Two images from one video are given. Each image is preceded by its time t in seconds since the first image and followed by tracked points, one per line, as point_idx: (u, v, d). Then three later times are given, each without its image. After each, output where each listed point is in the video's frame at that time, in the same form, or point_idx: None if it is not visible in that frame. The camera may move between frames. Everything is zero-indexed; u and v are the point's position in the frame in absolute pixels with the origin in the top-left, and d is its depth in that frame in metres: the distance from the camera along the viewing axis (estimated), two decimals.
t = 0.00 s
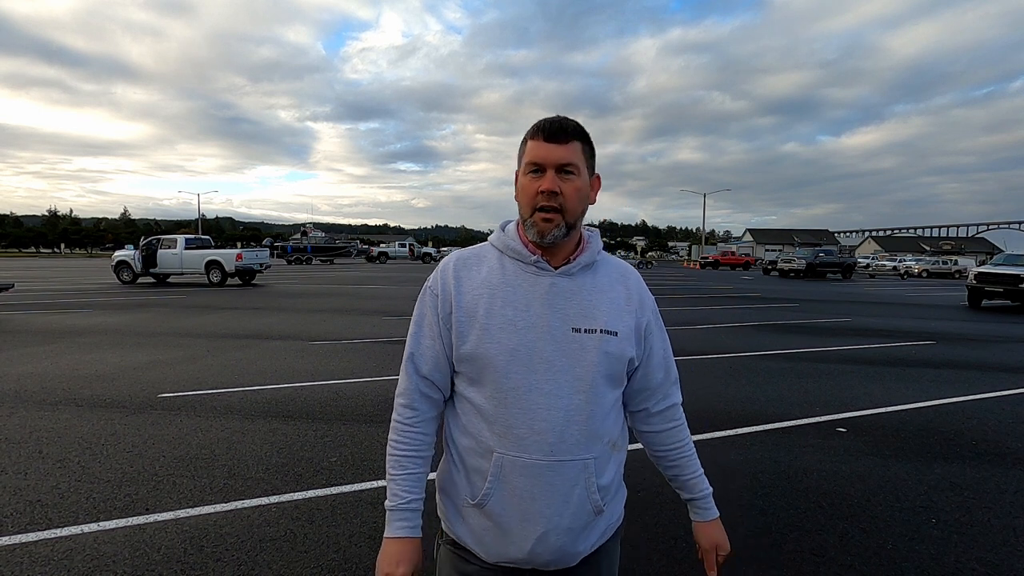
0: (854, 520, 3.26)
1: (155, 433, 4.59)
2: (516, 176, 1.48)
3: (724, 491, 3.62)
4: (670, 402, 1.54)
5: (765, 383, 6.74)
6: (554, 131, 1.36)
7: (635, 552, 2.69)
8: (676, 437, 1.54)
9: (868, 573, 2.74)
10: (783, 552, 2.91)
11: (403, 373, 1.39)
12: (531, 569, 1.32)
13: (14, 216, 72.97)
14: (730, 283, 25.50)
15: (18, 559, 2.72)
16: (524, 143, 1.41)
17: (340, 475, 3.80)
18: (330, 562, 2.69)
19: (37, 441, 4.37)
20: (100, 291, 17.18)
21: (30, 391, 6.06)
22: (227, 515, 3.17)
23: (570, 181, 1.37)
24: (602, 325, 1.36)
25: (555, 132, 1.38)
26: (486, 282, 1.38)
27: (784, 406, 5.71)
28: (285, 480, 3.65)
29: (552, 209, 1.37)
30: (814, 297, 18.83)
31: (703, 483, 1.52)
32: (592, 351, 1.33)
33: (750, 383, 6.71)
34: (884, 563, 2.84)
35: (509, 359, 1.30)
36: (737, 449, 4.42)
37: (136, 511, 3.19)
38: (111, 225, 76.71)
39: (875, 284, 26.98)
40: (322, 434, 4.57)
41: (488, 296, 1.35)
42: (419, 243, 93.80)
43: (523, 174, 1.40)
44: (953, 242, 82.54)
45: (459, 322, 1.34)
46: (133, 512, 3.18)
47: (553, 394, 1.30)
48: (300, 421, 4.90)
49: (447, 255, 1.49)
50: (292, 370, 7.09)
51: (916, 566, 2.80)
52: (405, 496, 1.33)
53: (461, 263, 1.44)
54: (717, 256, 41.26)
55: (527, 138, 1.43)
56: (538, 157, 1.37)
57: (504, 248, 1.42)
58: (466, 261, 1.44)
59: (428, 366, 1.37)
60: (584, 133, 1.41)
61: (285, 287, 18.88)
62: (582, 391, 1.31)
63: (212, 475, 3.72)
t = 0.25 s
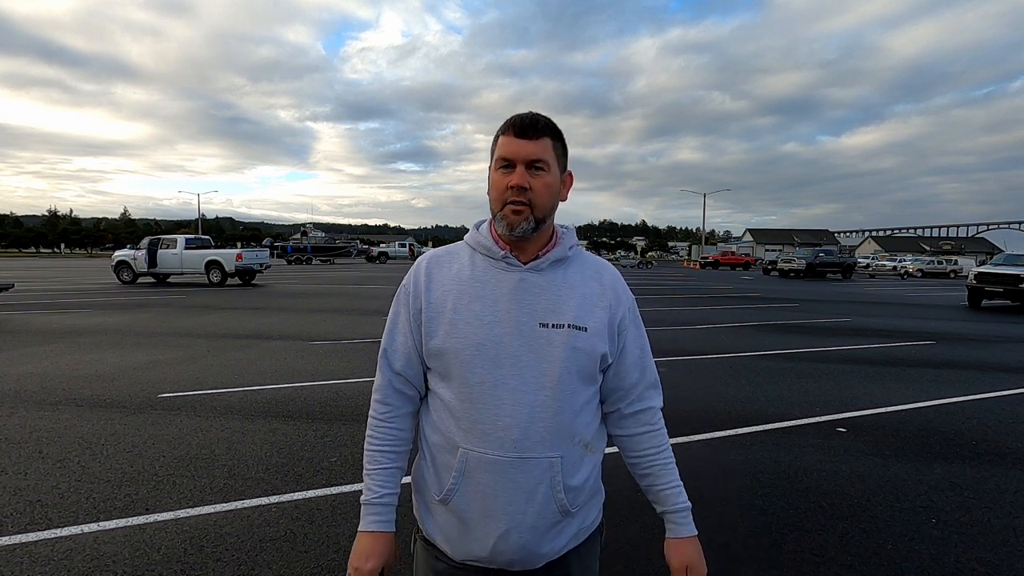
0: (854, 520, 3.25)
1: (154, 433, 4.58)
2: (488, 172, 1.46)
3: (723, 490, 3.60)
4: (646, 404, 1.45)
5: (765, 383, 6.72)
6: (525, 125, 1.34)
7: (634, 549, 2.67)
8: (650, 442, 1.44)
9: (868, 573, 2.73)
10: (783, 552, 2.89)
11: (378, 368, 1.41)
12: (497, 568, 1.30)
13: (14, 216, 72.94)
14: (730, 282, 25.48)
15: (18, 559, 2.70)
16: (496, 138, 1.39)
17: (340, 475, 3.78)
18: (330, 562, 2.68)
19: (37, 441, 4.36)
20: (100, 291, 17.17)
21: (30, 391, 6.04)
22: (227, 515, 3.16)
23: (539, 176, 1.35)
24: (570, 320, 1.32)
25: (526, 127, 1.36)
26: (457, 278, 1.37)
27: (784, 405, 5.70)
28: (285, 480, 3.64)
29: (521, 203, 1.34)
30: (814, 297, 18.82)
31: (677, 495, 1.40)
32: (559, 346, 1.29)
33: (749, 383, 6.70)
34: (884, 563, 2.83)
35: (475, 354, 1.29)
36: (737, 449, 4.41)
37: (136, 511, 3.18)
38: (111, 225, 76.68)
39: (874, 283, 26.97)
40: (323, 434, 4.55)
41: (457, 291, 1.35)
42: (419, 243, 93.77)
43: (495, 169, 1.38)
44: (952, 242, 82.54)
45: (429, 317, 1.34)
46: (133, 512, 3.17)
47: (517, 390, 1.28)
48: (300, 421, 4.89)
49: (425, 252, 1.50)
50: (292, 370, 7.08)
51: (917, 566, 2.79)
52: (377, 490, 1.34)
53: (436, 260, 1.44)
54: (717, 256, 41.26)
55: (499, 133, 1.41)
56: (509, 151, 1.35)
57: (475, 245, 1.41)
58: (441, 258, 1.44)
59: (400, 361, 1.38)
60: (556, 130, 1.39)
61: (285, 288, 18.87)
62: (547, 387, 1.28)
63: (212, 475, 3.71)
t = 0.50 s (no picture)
0: (854, 520, 3.23)
1: (155, 433, 4.56)
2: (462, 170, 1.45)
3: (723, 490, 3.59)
4: (620, 402, 1.41)
5: (765, 383, 6.71)
6: (504, 122, 1.35)
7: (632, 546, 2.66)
8: (625, 439, 1.39)
9: (868, 573, 2.72)
10: (783, 552, 2.88)
11: (350, 371, 1.41)
12: (469, 569, 1.29)
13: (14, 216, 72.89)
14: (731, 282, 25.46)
15: (18, 559, 2.69)
16: (473, 135, 1.39)
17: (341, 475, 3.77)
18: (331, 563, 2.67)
19: (37, 441, 4.34)
20: (100, 291, 17.14)
21: (29, 391, 6.02)
22: (227, 515, 3.14)
23: (517, 173, 1.36)
24: (540, 320, 1.30)
25: (504, 124, 1.37)
26: (427, 279, 1.36)
27: (784, 406, 5.68)
28: (285, 480, 3.62)
29: (500, 199, 1.34)
30: (815, 297, 18.81)
31: (651, 494, 1.32)
32: (529, 346, 1.28)
33: (749, 383, 6.68)
34: (884, 563, 2.82)
35: (444, 355, 1.28)
36: (737, 449, 4.39)
37: (137, 511, 3.17)
38: (111, 225, 76.64)
39: (874, 284, 26.95)
40: (324, 435, 4.54)
41: (427, 293, 1.34)
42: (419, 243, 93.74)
43: (471, 165, 1.38)
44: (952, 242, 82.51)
45: (399, 320, 1.34)
46: (133, 513, 3.16)
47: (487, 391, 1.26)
48: (300, 421, 4.87)
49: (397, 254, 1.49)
50: (292, 370, 7.06)
51: (916, 566, 2.77)
52: (347, 492, 1.35)
53: (407, 262, 1.43)
54: (717, 256, 41.25)
55: (475, 131, 1.41)
56: (488, 147, 1.35)
57: (447, 244, 1.40)
58: (413, 260, 1.43)
59: (371, 364, 1.37)
60: (532, 130, 1.41)
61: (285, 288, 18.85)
62: (517, 387, 1.26)
63: (212, 475, 3.70)
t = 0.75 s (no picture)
0: (854, 520, 3.21)
1: (154, 433, 4.54)
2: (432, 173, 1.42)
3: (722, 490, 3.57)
4: (597, 402, 1.40)
5: (765, 383, 6.68)
6: (468, 122, 1.32)
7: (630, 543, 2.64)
8: (603, 440, 1.38)
9: (868, 573, 2.69)
10: (783, 552, 2.86)
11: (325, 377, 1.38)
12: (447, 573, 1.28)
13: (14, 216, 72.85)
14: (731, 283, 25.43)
15: (18, 559, 2.66)
16: (439, 137, 1.36)
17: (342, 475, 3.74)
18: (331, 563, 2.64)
19: (37, 441, 4.32)
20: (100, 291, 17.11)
21: (29, 391, 5.99)
22: (226, 515, 3.11)
23: (485, 174, 1.32)
24: (516, 323, 1.28)
25: (469, 124, 1.33)
26: (402, 283, 1.34)
27: (784, 406, 5.66)
28: (285, 480, 3.60)
29: (468, 201, 1.31)
30: (815, 297, 18.78)
31: (627, 494, 1.34)
32: (505, 349, 1.26)
33: (749, 383, 6.66)
34: (884, 563, 2.79)
35: (418, 360, 1.26)
36: (737, 449, 4.37)
37: (137, 511, 3.14)
38: (111, 225, 76.60)
39: (874, 284, 26.92)
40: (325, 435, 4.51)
41: (402, 296, 1.31)
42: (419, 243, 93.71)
43: (439, 168, 1.35)
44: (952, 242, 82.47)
45: (373, 324, 1.31)
46: (133, 512, 3.13)
47: (462, 395, 1.24)
48: (300, 421, 4.85)
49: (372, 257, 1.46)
50: (291, 370, 7.03)
51: (916, 566, 2.75)
52: (322, 499, 1.33)
53: (382, 265, 1.40)
54: (717, 256, 41.22)
55: (442, 133, 1.38)
56: (453, 149, 1.32)
57: (420, 249, 1.37)
58: (388, 262, 1.40)
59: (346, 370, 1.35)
60: (500, 127, 1.37)
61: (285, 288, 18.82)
62: (493, 390, 1.24)
63: (213, 475, 3.67)
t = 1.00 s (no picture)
0: (854, 520, 3.21)
1: (154, 433, 4.53)
2: (420, 177, 1.42)
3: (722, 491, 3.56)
4: (587, 405, 1.42)
5: (765, 383, 6.68)
6: (457, 129, 1.32)
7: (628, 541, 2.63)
8: (593, 442, 1.42)
9: (868, 573, 2.69)
10: (784, 552, 2.85)
11: (312, 381, 1.37)
12: None
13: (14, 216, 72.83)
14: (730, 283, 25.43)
15: (18, 559, 2.64)
16: (427, 141, 1.35)
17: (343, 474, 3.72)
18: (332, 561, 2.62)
19: (37, 442, 4.30)
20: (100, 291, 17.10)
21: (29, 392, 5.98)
22: (227, 515, 3.09)
23: (474, 178, 1.32)
24: (504, 327, 1.28)
25: (458, 130, 1.33)
26: (390, 286, 1.33)
27: (784, 406, 5.65)
28: (286, 480, 3.57)
29: (458, 206, 1.31)
30: (814, 297, 18.77)
31: (618, 493, 1.38)
32: (493, 354, 1.26)
33: (749, 384, 6.66)
34: (884, 563, 2.79)
35: (406, 363, 1.25)
36: (737, 449, 4.36)
37: (137, 511, 3.12)
38: (111, 225, 76.59)
39: (874, 283, 26.91)
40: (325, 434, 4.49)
41: (390, 300, 1.31)
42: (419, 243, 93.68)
43: (428, 173, 1.35)
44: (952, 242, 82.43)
45: (361, 328, 1.31)
46: (133, 512, 3.11)
47: (449, 398, 1.24)
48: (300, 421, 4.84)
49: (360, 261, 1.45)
50: (291, 370, 7.03)
51: (916, 566, 2.75)
52: (310, 506, 1.31)
53: (370, 268, 1.39)
54: (717, 256, 41.21)
55: (430, 136, 1.37)
56: (442, 154, 1.32)
57: (408, 252, 1.36)
58: (376, 266, 1.39)
59: (334, 375, 1.35)
60: (488, 132, 1.37)
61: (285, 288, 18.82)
62: (480, 394, 1.24)
63: (213, 475, 3.64)
